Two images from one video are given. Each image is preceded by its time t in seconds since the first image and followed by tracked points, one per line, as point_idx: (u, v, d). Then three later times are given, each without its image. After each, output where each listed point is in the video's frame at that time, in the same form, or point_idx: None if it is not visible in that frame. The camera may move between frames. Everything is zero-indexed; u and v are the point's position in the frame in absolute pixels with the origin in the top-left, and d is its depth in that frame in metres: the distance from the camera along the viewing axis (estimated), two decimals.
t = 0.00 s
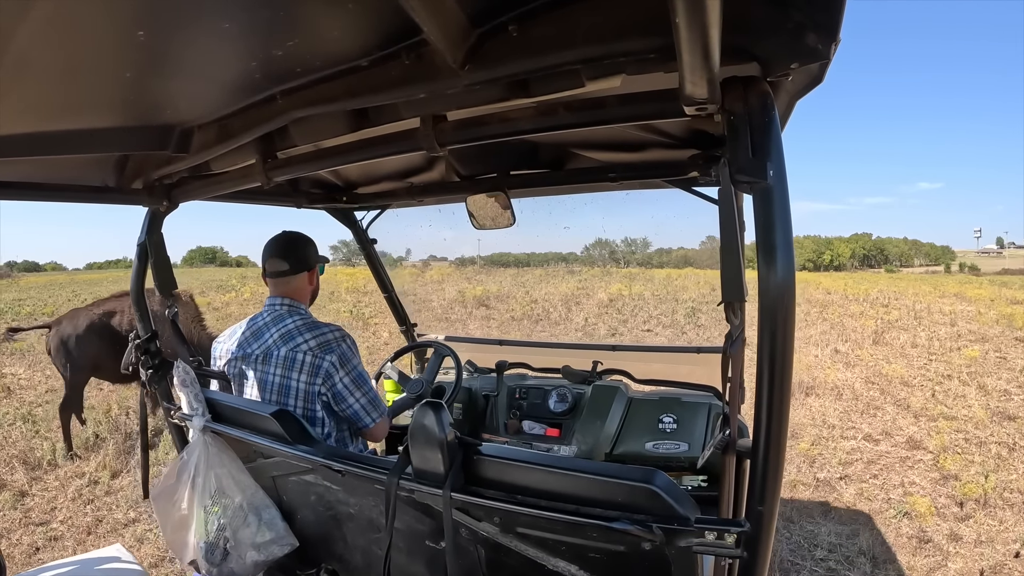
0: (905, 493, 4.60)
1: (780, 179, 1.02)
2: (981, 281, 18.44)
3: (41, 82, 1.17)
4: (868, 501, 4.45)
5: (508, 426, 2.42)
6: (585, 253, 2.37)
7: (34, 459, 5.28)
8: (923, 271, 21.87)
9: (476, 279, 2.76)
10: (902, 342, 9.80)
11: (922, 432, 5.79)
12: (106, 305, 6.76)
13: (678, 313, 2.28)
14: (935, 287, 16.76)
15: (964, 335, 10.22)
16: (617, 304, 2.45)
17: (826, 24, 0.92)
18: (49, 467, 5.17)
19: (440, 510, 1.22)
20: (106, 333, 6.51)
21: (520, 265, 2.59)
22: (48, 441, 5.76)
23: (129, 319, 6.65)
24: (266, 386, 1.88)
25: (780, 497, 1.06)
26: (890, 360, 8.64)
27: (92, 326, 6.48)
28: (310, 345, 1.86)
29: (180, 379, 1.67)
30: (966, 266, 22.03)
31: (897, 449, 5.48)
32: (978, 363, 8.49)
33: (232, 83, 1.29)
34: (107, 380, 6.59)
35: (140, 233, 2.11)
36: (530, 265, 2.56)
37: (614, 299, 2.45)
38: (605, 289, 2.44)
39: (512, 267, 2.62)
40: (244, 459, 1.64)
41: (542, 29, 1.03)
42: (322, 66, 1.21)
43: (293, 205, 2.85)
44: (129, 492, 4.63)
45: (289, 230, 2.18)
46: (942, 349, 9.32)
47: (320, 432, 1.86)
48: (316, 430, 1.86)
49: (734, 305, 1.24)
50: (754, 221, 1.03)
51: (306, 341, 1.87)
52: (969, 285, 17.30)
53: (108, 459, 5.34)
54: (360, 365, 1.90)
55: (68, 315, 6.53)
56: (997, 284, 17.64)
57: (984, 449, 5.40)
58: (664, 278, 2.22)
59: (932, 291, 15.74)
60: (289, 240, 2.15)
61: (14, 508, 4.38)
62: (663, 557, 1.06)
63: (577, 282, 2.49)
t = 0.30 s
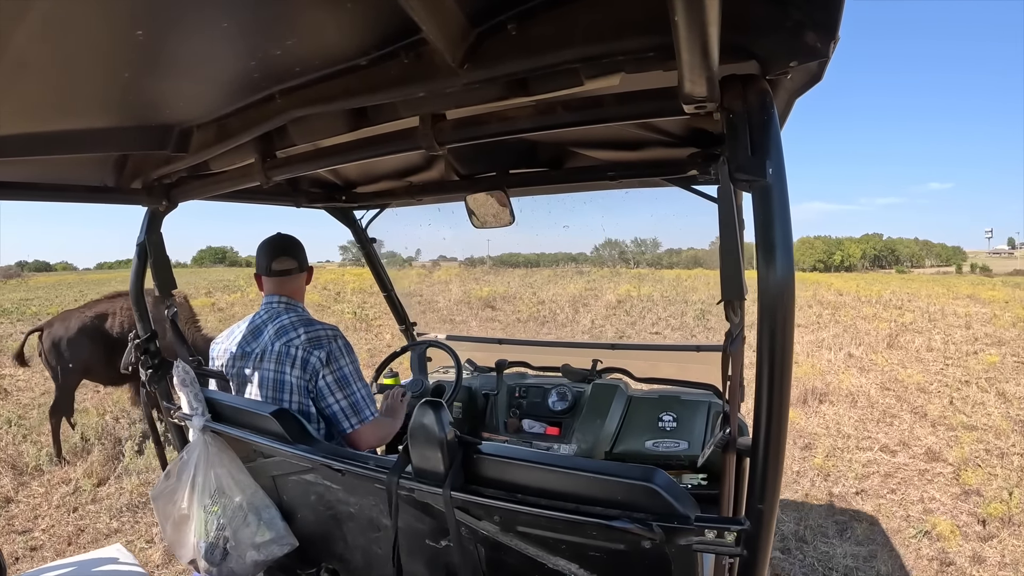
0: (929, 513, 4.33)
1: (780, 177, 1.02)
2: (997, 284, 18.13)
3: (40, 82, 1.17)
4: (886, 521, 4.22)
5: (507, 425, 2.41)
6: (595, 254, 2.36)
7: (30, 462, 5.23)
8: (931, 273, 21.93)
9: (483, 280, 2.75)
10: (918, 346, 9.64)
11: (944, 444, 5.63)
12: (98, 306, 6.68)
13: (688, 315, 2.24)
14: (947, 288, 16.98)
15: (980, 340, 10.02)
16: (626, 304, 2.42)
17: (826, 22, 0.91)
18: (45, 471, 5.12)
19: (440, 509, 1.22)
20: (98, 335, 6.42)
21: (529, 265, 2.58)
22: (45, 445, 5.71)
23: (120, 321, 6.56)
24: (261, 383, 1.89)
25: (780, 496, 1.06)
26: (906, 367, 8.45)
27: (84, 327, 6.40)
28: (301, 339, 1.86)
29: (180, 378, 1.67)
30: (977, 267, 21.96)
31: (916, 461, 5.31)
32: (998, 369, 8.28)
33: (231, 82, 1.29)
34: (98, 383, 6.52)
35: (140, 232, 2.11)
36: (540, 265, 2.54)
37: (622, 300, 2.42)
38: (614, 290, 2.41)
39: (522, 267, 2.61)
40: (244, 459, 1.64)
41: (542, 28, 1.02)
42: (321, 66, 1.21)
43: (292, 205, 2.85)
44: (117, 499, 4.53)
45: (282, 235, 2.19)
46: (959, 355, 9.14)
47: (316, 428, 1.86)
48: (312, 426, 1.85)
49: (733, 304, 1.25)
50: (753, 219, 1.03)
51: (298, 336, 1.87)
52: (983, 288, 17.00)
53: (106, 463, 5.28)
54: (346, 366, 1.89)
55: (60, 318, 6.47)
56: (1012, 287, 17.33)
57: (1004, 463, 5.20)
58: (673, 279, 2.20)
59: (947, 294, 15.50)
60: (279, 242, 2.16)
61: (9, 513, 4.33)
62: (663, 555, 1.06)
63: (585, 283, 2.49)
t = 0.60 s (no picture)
0: (958, 531, 4.01)
1: (779, 177, 1.02)
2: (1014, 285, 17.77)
3: (39, 85, 1.17)
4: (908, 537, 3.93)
5: (508, 426, 2.42)
6: (605, 254, 2.30)
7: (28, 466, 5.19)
8: (943, 274, 21.77)
9: (493, 281, 2.73)
10: (935, 349, 9.43)
11: (965, 455, 5.23)
12: (89, 309, 6.44)
13: (699, 317, 2.19)
14: (960, 288, 17.29)
15: (1000, 343, 9.76)
16: (636, 305, 2.39)
17: (824, 21, 0.92)
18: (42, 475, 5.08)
19: (441, 510, 1.22)
20: (87, 337, 6.21)
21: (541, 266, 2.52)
22: (42, 449, 5.65)
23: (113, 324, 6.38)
24: (261, 385, 1.88)
25: (781, 496, 1.06)
26: (923, 370, 8.24)
27: (74, 331, 6.21)
28: (301, 342, 1.87)
29: (180, 381, 1.68)
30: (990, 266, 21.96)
31: (937, 474, 4.92)
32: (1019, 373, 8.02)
33: (231, 84, 1.29)
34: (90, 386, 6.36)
35: (139, 234, 2.11)
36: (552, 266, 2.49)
37: (632, 301, 2.39)
38: (624, 291, 2.37)
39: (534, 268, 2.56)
40: (245, 461, 1.64)
41: (541, 28, 1.03)
42: (320, 67, 1.21)
43: (291, 206, 2.84)
44: (102, 508, 4.41)
45: (282, 238, 2.19)
46: (977, 359, 8.91)
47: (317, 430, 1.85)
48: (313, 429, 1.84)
49: (733, 303, 1.25)
50: (753, 219, 1.03)
51: (299, 339, 1.88)
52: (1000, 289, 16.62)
53: (104, 468, 5.22)
54: (348, 369, 1.90)
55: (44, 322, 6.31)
56: None
57: None
58: (684, 279, 2.14)
59: (963, 296, 15.18)
60: (279, 245, 2.16)
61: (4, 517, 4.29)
62: (665, 555, 1.06)
63: (595, 283, 2.43)
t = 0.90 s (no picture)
0: (987, 547, 3.90)
1: (778, 175, 1.02)
2: None
3: (38, 85, 1.17)
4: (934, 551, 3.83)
5: (509, 425, 2.40)
6: (617, 254, 2.26)
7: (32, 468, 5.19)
8: (955, 275, 21.61)
9: (502, 281, 2.67)
10: (953, 353, 9.32)
11: (990, 467, 5.10)
12: (79, 311, 6.43)
13: (711, 316, 2.20)
14: (977, 288, 17.42)
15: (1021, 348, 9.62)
16: (647, 306, 2.39)
17: (823, 19, 0.91)
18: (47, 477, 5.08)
19: (442, 509, 1.22)
20: (77, 340, 6.12)
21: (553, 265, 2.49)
22: (48, 452, 5.65)
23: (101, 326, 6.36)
24: (264, 382, 1.88)
25: (783, 494, 1.06)
26: (943, 375, 8.13)
27: (63, 334, 6.12)
28: (305, 340, 1.86)
29: (180, 381, 1.68)
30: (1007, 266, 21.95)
31: (962, 488, 4.78)
32: None
33: (229, 84, 1.29)
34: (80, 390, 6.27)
35: (139, 235, 2.11)
36: (564, 266, 2.45)
37: (644, 302, 2.38)
38: (635, 291, 2.36)
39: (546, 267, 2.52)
40: (246, 460, 1.64)
41: (540, 27, 1.02)
42: (319, 67, 1.21)
43: (291, 206, 2.85)
44: (100, 514, 4.36)
45: (283, 239, 2.19)
46: (997, 363, 8.79)
47: (319, 428, 1.85)
48: (315, 427, 1.85)
49: (733, 302, 1.25)
50: (753, 217, 1.03)
51: (302, 337, 1.87)
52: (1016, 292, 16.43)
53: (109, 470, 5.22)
54: (354, 367, 1.89)
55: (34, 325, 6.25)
56: None
57: None
58: (696, 279, 2.13)
59: (980, 297, 15.03)
60: (283, 247, 2.15)
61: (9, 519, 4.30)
62: (665, 554, 1.07)
63: (605, 284, 2.42)
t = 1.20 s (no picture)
0: (1017, 564, 3.82)
1: (778, 177, 1.03)
2: None
3: (37, 78, 1.17)
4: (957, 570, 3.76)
5: (505, 424, 2.40)
6: (630, 254, 2.17)
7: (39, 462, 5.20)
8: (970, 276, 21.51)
9: (513, 281, 2.64)
10: (975, 358, 9.23)
11: (1018, 484, 4.99)
12: (66, 311, 6.31)
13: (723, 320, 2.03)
14: (996, 288, 17.45)
15: None
16: (658, 307, 2.29)
17: (824, 21, 0.91)
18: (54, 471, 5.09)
19: (437, 507, 1.22)
20: (63, 343, 6.06)
21: (565, 264, 2.42)
22: (55, 448, 5.65)
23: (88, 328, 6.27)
24: (262, 379, 1.90)
25: (778, 496, 1.06)
26: (965, 383, 8.05)
27: (49, 335, 6.05)
28: (305, 337, 1.85)
29: (177, 376, 1.68)
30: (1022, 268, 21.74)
31: (988, 506, 4.66)
32: None
33: (229, 79, 1.28)
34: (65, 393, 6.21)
35: (137, 229, 2.10)
36: (577, 265, 2.37)
37: (654, 303, 2.28)
38: (647, 291, 2.26)
39: (558, 266, 2.46)
40: (243, 457, 1.64)
41: (541, 26, 1.02)
42: (319, 63, 1.21)
43: (290, 202, 2.84)
44: (105, 512, 4.34)
45: (283, 234, 2.19)
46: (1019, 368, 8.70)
47: (317, 424, 1.86)
48: (313, 423, 1.86)
49: (731, 303, 1.26)
50: (752, 219, 1.03)
51: (302, 334, 1.86)
52: None
53: (117, 468, 5.21)
54: (360, 351, 1.85)
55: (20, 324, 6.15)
56: None
57: None
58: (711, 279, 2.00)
59: (999, 301, 14.90)
60: (284, 243, 2.15)
61: (15, 514, 4.30)
62: (660, 555, 1.07)
63: (616, 284, 2.34)
